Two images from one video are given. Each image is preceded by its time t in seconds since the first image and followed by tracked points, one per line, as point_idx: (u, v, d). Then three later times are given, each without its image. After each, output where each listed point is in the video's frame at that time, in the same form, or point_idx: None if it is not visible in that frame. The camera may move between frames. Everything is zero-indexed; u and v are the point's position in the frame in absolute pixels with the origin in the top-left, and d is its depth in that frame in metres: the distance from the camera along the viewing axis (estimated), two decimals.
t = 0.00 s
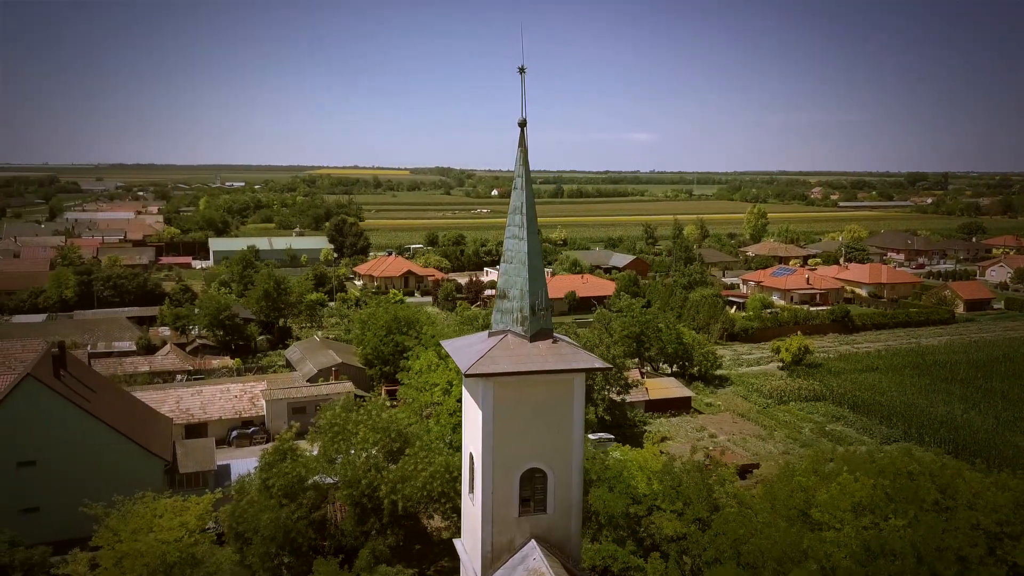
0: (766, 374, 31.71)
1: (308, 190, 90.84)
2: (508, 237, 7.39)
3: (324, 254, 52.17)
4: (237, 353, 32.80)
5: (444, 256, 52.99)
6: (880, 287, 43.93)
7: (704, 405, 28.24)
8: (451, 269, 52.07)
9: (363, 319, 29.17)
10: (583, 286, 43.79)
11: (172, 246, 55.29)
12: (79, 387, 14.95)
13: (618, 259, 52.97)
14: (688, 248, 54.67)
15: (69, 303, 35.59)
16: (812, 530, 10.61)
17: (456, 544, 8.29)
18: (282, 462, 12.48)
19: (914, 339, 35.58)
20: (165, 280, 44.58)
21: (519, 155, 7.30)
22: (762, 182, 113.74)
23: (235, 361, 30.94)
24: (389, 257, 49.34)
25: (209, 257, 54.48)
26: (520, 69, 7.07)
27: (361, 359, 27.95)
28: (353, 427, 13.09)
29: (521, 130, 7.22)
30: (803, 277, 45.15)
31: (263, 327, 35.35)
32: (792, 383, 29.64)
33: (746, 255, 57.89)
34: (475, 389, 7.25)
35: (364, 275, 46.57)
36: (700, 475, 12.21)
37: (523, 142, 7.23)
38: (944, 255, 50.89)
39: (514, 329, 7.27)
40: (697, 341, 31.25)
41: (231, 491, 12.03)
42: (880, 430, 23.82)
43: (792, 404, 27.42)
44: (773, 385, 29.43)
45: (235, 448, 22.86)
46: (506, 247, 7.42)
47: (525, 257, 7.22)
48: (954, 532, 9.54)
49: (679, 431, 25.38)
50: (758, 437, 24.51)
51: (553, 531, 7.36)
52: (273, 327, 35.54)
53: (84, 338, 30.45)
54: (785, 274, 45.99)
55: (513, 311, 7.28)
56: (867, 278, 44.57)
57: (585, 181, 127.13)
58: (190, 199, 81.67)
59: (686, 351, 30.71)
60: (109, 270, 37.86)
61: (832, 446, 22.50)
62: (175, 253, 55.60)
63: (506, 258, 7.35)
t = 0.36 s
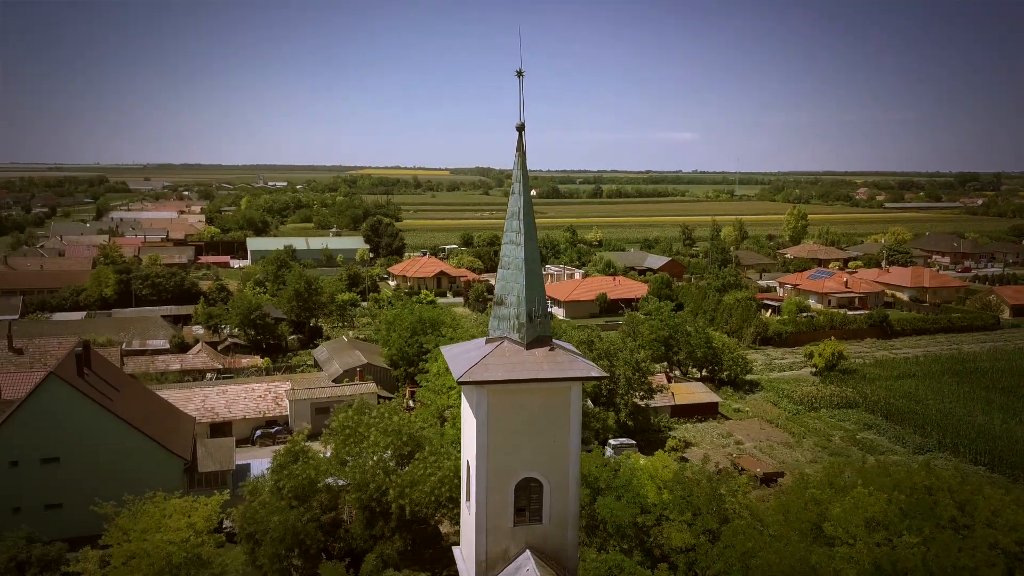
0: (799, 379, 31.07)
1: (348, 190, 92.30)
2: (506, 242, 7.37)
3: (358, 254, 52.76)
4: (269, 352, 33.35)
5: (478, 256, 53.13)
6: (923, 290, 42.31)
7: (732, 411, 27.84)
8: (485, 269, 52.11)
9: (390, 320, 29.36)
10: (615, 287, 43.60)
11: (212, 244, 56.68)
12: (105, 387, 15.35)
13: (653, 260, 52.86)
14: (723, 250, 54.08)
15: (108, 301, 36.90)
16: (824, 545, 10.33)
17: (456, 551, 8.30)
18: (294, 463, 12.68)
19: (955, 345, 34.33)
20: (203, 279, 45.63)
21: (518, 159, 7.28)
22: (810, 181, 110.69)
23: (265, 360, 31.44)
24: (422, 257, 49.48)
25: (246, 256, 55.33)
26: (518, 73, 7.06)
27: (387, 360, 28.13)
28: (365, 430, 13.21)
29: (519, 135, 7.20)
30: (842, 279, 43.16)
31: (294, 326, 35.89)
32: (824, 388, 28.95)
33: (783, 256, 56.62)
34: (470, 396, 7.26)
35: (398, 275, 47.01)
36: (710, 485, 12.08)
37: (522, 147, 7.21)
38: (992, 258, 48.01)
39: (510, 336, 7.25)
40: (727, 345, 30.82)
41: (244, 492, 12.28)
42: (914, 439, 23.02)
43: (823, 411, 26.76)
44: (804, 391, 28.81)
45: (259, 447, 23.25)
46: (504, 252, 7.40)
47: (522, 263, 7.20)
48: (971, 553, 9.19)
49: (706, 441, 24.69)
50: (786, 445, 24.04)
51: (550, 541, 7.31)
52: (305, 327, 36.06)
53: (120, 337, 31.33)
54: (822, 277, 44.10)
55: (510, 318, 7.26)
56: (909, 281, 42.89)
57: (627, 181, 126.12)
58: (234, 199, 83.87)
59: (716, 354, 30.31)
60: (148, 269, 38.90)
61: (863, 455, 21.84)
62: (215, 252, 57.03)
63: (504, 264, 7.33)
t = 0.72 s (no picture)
0: (832, 386, 30.36)
1: (388, 190, 93.42)
2: (503, 247, 7.37)
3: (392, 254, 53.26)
4: (299, 351, 33.86)
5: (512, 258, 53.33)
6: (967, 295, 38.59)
7: (761, 417, 27.40)
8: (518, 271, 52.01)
9: (416, 322, 29.50)
10: (648, 289, 43.39)
11: (251, 243, 57.95)
12: (130, 387, 15.77)
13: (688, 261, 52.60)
14: (759, 253, 53.36)
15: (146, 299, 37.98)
16: (834, 564, 10.01)
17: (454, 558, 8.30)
18: (305, 466, 12.88)
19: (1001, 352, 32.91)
20: (240, 279, 46.64)
21: (515, 165, 7.28)
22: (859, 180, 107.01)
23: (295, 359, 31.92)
24: (457, 257, 50.40)
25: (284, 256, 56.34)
26: (514, 77, 7.07)
27: (413, 361, 28.26)
28: (376, 433, 13.34)
29: (516, 140, 7.19)
30: (882, 282, 41.97)
31: (325, 326, 36.37)
32: (857, 396, 28.18)
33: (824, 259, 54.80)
34: (466, 403, 7.29)
35: (431, 275, 47.44)
36: (720, 495, 11.94)
37: (519, 152, 7.21)
38: None
39: (506, 343, 7.23)
40: (757, 350, 30.34)
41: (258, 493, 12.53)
42: (948, 450, 22.16)
43: (855, 420, 26.03)
44: (836, 398, 28.12)
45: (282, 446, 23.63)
46: (501, 258, 7.41)
47: (518, 268, 7.19)
48: None
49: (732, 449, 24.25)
50: (815, 454, 23.47)
51: (545, 553, 7.30)
52: (335, 327, 36.48)
53: (154, 335, 32.15)
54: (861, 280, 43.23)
55: (505, 324, 7.24)
56: (952, 285, 39.37)
57: (669, 181, 124.41)
58: (276, 200, 85.71)
59: (745, 359, 29.87)
60: (186, 268, 39.95)
61: (894, 466, 21.07)
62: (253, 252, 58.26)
63: (501, 269, 7.33)
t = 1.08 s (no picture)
0: (869, 392, 29.53)
1: (429, 190, 94.43)
2: (501, 251, 7.39)
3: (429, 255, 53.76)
4: (331, 350, 34.32)
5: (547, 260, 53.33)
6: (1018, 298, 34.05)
7: (792, 424, 26.86)
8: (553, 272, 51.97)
9: (445, 323, 29.62)
10: (682, 291, 43.07)
11: (290, 243, 59.09)
12: (156, 386, 16.21)
13: (727, 264, 52.35)
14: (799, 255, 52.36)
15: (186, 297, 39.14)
16: None
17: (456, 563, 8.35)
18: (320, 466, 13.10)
19: None
20: (279, 279, 47.62)
21: (513, 169, 7.30)
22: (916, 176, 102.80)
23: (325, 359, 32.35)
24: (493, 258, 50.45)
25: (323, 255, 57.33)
26: (511, 81, 7.12)
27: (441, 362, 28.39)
28: (390, 435, 13.47)
29: (513, 143, 7.22)
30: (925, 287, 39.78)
31: (358, 326, 36.82)
32: (894, 404, 27.32)
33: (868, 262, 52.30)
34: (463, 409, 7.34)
35: (465, 276, 47.70)
36: (732, 505, 11.76)
37: (516, 156, 7.24)
38: None
39: (503, 349, 7.25)
40: (790, 355, 29.75)
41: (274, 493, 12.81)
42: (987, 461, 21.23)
43: (890, 428, 25.22)
44: (872, 406, 27.34)
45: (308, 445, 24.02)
46: (499, 262, 7.43)
47: (515, 273, 7.21)
48: None
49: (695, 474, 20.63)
50: (846, 463, 22.84)
51: (542, 561, 7.29)
52: (368, 327, 36.90)
53: (190, 333, 33.03)
54: (903, 285, 41.66)
55: (502, 330, 7.26)
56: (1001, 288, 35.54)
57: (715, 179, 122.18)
58: (320, 200, 87.41)
59: (778, 364, 29.32)
60: (224, 267, 40.93)
61: (928, 475, 20.16)
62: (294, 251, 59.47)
63: (498, 274, 7.35)
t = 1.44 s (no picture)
0: (916, 400, 28.45)
1: (475, 190, 95.11)
2: (503, 254, 7.41)
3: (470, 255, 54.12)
4: (368, 350, 34.80)
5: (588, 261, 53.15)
6: None
7: (830, 432, 26.18)
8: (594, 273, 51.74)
9: (479, 323, 29.70)
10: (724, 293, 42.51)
11: (335, 243, 60.23)
12: (187, 383, 16.70)
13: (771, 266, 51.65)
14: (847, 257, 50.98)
15: (230, 296, 40.27)
16: None
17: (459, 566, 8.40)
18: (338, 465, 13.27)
19: None
20: (322, 278, 48.58)
21: (516, 172, 7.34)
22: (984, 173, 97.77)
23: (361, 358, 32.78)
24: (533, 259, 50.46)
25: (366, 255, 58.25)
26: (514, 83, 7.18)
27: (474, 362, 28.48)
28: (408, 436, 13.60)
29: (516, 145, 7.27)
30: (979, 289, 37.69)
31: (395, 325, 37.23)
32: (940, 412, 26.26)
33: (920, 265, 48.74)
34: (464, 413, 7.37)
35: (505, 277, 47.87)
36: (749, 515, 11.55)
37: (519, 158, 7.28)
38: None
39: (504, 353, 7.26)
40: (831, 360, 28.98)
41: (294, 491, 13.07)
42: None
43: (934, 438, 24.24)
44: (916, 415, 26.36)
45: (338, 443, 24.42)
46: (502, 265, 7.45)
47: (516, 276, 7.22)
48: None
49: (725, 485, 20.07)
50: (884, 473, 22.08)
51: (541, 568, 7.28)
52: (405, 326, 37.27)
53: (231, 331, 33.90)
54: (959, 287, 38.68)
55: (503, 333, 7.27)
56: None
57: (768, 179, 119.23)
58: (367, 200, 88.91)
59: (817, 369, 28.59)
60: (267, 267, 41.87)
61: (970, 487, 19.20)
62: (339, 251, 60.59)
63: (500, 278, 7.37)
